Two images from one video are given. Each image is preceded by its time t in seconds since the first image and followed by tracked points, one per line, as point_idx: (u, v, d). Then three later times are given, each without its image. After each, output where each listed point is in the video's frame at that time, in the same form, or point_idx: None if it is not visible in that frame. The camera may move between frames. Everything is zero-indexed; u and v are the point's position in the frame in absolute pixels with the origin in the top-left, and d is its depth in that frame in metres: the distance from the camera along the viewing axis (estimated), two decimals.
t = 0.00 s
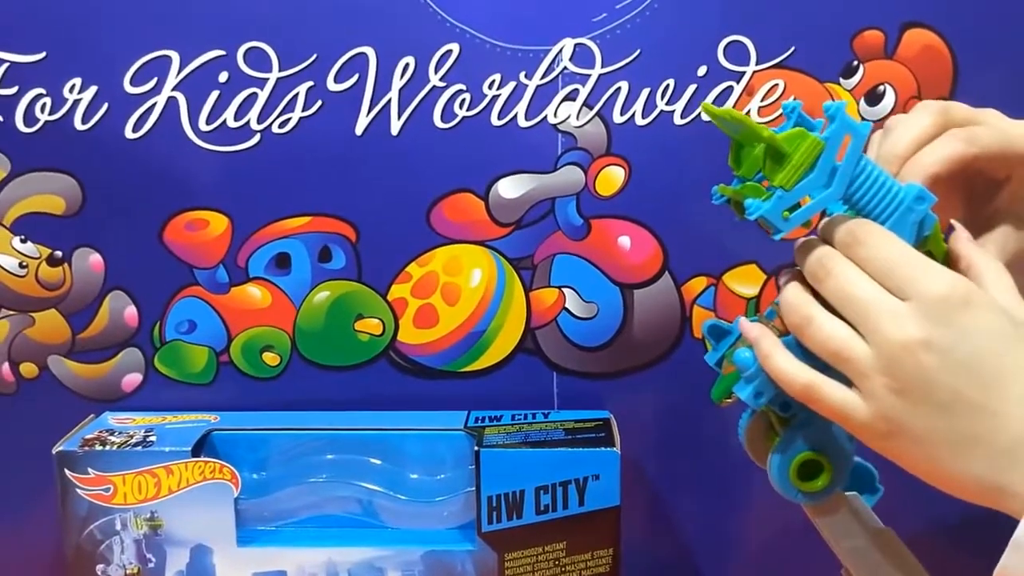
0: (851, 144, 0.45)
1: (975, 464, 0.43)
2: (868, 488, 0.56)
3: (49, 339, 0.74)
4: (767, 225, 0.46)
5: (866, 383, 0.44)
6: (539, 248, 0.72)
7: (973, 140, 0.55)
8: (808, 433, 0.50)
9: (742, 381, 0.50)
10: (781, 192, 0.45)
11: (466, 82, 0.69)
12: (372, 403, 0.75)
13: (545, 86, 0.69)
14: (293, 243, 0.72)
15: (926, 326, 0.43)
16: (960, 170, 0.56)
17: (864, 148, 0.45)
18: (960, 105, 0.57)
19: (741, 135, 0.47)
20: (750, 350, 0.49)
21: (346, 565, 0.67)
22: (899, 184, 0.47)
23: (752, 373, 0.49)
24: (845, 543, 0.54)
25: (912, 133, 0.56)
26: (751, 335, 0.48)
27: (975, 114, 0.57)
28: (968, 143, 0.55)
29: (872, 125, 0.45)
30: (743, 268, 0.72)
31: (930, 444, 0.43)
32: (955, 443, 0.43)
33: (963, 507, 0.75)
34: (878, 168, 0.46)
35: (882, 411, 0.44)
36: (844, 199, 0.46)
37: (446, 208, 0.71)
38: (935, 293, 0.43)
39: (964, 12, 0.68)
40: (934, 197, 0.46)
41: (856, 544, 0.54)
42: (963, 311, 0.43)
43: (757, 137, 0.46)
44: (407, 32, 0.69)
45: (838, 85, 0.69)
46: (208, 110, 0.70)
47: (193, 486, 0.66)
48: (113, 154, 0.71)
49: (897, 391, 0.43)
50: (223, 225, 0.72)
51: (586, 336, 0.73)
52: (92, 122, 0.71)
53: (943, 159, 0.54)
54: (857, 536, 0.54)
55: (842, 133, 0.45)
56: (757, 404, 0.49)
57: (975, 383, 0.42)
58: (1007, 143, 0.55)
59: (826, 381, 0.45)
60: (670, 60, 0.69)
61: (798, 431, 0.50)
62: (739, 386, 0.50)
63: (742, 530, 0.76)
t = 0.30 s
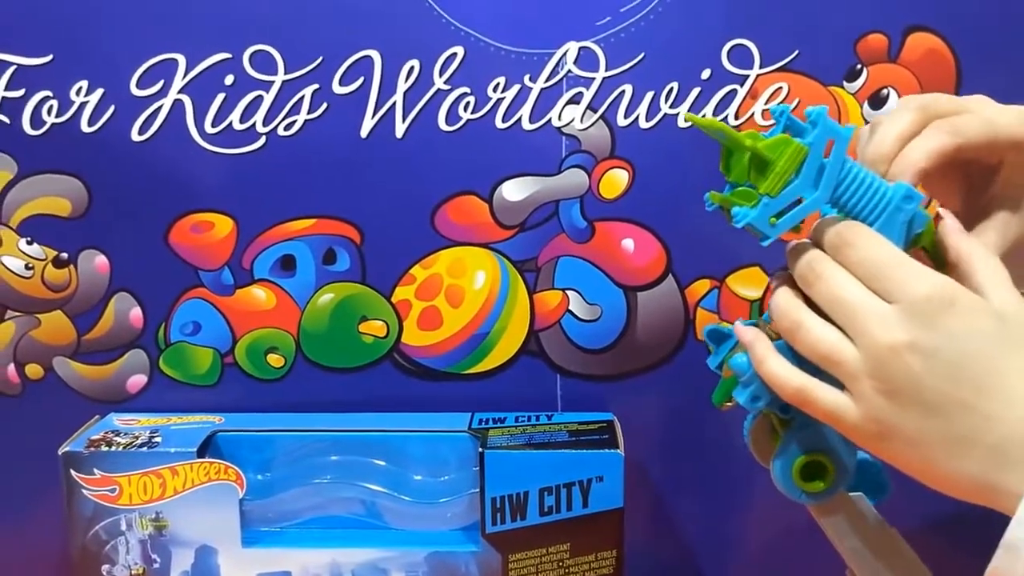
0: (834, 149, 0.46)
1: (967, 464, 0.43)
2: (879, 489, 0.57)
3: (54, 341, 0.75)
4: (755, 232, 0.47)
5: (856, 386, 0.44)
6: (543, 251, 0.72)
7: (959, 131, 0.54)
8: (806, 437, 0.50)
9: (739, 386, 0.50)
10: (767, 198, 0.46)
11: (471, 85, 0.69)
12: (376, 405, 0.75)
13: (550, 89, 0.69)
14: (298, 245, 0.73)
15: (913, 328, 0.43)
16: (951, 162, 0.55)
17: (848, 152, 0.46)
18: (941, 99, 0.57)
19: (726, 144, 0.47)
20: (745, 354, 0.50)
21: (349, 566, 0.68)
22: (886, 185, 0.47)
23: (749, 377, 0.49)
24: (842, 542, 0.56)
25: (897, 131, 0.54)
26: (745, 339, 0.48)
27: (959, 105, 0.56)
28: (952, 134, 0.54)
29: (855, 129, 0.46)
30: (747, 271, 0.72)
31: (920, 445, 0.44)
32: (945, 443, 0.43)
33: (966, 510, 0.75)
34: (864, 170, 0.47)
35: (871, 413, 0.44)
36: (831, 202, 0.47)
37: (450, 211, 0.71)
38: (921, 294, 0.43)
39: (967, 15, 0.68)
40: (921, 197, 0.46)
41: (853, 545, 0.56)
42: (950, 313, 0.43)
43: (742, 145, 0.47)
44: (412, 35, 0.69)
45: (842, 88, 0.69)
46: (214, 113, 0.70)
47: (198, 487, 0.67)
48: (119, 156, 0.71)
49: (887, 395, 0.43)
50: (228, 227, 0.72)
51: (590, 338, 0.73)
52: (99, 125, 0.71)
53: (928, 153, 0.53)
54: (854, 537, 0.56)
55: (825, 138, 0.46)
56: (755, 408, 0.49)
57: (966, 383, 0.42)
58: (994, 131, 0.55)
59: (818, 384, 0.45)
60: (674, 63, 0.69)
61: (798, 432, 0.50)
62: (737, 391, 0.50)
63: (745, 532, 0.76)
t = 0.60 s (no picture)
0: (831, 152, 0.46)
1: (974, 496, 0.40)
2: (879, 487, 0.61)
3: (59, 341, 0.75)
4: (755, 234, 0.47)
5: (855, 418, 0.41)
6: (546, 253, 0.72)
7: (947, 132, 0.56)
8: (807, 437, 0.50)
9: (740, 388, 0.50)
10: (766, 201, 0.46)
11: (475, 89, 0.70)
12: (379, 406, 0.75)
13: (553, 92, 0.70)
14: (302, 247, 0.73)
15: (915, 356, 0.39)
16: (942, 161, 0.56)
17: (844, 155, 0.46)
18: (927, 101, 0.58)
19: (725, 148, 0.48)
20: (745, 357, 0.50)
21: (355, 567, 0.68)
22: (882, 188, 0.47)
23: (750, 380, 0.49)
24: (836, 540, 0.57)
25: (888, 133, 0.55)
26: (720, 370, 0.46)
27: (946, 107, 0.58)
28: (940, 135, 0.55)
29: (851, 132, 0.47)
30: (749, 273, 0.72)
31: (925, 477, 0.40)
32: (951, 475, 0.39)
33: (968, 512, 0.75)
34: (860, 173, 0.47)
35: (872, 446, 0.41)
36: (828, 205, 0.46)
37: (454, 213, 0.72)
38: (916, 319, 0.40)
39: (969, 19, 0.68)
40: (916, 198, 0.46)
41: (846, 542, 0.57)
42: (953, 339, 0.39)
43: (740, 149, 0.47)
44: (417, 38, 0.69)
45: (844, 92, 0.69)
46: (220, 115, 0.71)
47: (203, 487, 0.67)
48: (125, 158, 0.72)
49: (892, 430, 0.40)
50: (232, 229, 0.73)
51: (592, 340, 0.73)
52: (105, 127, 0.71)
53: (921, 153, 0.54)
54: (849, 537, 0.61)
55: (822, 141, 0.46)
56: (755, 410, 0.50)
57: (978, 412, 0.39)
58: (982, 131, 0.56)
59: (816, 416, 0.42)
60: (677, 66, 0.69)
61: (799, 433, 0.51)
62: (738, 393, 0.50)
63: (747, 534, 0.76)
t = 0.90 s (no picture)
0: (842, 152, 0.47)
1: None
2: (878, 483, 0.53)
3: (65, 342, 0.75)
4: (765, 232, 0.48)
5: None
6: (550, 254, 0.73)
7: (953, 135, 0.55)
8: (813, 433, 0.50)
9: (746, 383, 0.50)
10: (777, 200, 0.47)
11: (479, 91, 0.70)
12: (383, 407, 0.76)
13: (557, 95, 0.70)
14: (307, 248, 0.73)
15: None
16: (949, 166, 0.55)
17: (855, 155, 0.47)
18: (932, 108, 0.58)
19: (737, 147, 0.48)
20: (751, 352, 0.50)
21: (357, 566, 0.68)
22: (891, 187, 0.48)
23: (756, 373, 0.49)
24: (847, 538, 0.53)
25: (895, 135, 0.55)
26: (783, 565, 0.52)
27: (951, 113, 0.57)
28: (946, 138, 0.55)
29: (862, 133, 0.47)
30: (751, 275, 0.73)
31: None
32: None
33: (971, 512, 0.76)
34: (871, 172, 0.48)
35: None
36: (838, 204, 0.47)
37: (458, 214, 0.72)
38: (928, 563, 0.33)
39: (970, 23, 0.69)
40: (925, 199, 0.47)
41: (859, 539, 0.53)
42: None
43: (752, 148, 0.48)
44: (421, 42, 0.70)
45: (845, 96, 0.70)
46: (225, 117, 0.71)
47: (208, 487, 0.67)
48: (132, 160, 0.72)
49: None
50: (238, 230, 0.73)
51: (596, 340, 0.74)
52: (111, 129, 0.72)
53: (930, 156, 0.54)
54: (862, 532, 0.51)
55: (833, 141, 0.47)
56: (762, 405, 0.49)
57: None
58: (988, 137, 0.56)
59: None
60: (680, 70, 0.70)
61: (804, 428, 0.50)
62: (744, 389, 0.50)
63: (750, 535, 0.77)
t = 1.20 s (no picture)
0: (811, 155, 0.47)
1: None
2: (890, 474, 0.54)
3: (70, 342, 0.76)
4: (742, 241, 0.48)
5: None
6: (553, 255, 0.73)
7: (923, 128, 0.51)
8: (816, 432, 0.50)
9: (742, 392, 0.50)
10: (751, 207, 0.47)
11: (483, 93, 0.71)
12: (387, 408, 0.76)
13: (560, 97, 0.71)
14: (311, 248, 0.74)
15: None
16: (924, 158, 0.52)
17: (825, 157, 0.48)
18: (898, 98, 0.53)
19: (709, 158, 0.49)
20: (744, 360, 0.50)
21: (361, 565, 0.69)
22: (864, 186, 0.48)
23: (751, 382, 0.49)
24: (860, 536, 0.53)
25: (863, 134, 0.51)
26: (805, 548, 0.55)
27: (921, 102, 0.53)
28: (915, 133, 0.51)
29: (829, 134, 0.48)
30: (754, 276, 0.73)
31: None
32: None
33: (973, 511, 0.76)
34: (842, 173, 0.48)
35: None
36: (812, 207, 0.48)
37: (462, 215, 0.73)
38: None
39: (972, 26, 0.69)
40: (899, 193, 0.47)
41: (873, 537, 0.53)
42: None
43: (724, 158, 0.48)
44: (426, 44, 0.70)
45: (847, 98, 0.70)
46: (231, 119, 0.72)
47: (214, 486, 0.68)
48: (137, 161, 0.73)
49: None
50: (243, 231, 0.74)
51: (599, 341, 0.74)
52: (117, 130, 0.72)
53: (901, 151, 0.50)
54: (872, 530, 0.53)
55: (802, 145, 0.47)
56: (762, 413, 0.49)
57: None
58: (961, 125, 0.52)
59: None
60: (683, 72, 0.70)
61: (807, 429, 0.50)
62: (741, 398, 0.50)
63: (752, 535, 0.77)
